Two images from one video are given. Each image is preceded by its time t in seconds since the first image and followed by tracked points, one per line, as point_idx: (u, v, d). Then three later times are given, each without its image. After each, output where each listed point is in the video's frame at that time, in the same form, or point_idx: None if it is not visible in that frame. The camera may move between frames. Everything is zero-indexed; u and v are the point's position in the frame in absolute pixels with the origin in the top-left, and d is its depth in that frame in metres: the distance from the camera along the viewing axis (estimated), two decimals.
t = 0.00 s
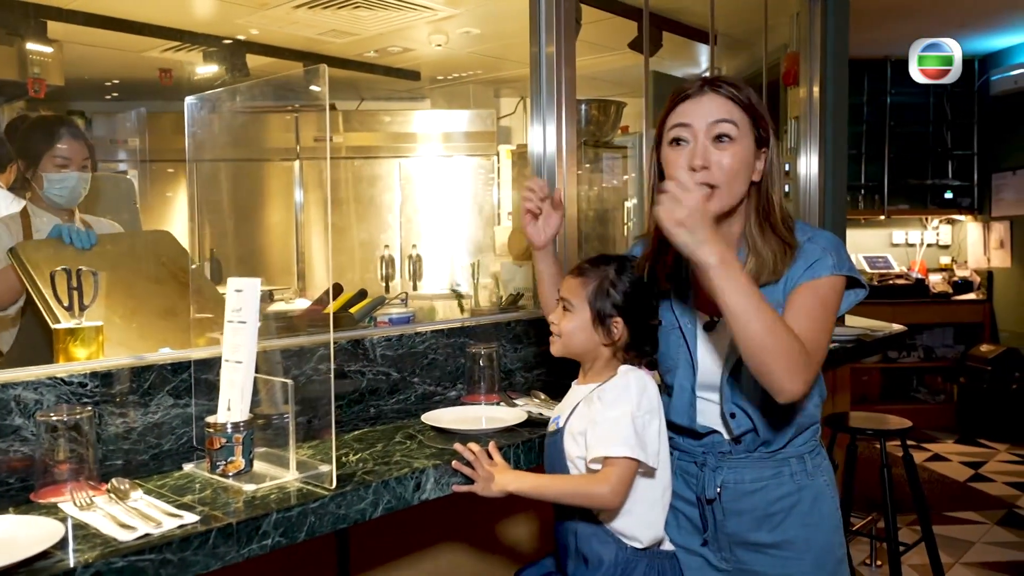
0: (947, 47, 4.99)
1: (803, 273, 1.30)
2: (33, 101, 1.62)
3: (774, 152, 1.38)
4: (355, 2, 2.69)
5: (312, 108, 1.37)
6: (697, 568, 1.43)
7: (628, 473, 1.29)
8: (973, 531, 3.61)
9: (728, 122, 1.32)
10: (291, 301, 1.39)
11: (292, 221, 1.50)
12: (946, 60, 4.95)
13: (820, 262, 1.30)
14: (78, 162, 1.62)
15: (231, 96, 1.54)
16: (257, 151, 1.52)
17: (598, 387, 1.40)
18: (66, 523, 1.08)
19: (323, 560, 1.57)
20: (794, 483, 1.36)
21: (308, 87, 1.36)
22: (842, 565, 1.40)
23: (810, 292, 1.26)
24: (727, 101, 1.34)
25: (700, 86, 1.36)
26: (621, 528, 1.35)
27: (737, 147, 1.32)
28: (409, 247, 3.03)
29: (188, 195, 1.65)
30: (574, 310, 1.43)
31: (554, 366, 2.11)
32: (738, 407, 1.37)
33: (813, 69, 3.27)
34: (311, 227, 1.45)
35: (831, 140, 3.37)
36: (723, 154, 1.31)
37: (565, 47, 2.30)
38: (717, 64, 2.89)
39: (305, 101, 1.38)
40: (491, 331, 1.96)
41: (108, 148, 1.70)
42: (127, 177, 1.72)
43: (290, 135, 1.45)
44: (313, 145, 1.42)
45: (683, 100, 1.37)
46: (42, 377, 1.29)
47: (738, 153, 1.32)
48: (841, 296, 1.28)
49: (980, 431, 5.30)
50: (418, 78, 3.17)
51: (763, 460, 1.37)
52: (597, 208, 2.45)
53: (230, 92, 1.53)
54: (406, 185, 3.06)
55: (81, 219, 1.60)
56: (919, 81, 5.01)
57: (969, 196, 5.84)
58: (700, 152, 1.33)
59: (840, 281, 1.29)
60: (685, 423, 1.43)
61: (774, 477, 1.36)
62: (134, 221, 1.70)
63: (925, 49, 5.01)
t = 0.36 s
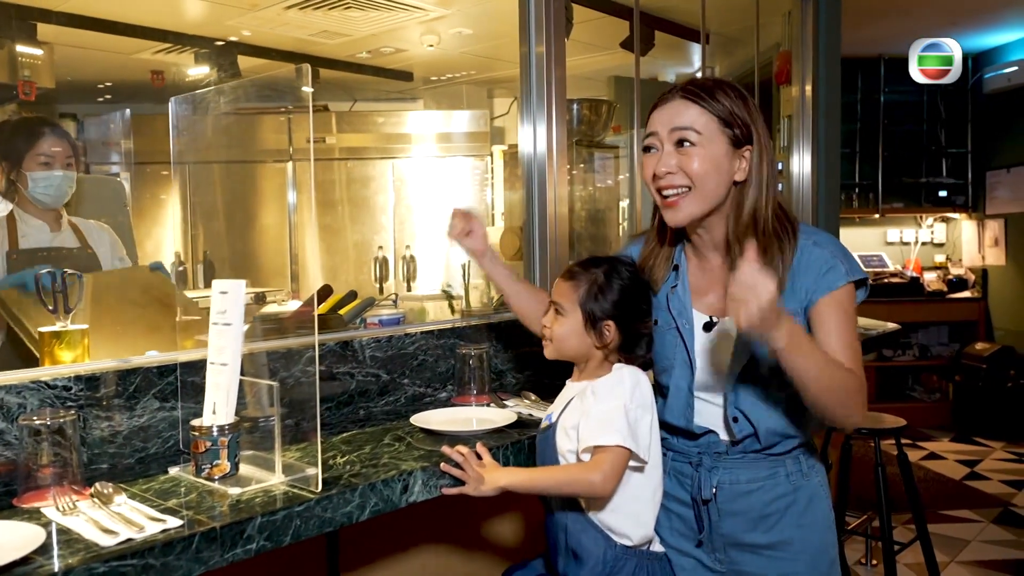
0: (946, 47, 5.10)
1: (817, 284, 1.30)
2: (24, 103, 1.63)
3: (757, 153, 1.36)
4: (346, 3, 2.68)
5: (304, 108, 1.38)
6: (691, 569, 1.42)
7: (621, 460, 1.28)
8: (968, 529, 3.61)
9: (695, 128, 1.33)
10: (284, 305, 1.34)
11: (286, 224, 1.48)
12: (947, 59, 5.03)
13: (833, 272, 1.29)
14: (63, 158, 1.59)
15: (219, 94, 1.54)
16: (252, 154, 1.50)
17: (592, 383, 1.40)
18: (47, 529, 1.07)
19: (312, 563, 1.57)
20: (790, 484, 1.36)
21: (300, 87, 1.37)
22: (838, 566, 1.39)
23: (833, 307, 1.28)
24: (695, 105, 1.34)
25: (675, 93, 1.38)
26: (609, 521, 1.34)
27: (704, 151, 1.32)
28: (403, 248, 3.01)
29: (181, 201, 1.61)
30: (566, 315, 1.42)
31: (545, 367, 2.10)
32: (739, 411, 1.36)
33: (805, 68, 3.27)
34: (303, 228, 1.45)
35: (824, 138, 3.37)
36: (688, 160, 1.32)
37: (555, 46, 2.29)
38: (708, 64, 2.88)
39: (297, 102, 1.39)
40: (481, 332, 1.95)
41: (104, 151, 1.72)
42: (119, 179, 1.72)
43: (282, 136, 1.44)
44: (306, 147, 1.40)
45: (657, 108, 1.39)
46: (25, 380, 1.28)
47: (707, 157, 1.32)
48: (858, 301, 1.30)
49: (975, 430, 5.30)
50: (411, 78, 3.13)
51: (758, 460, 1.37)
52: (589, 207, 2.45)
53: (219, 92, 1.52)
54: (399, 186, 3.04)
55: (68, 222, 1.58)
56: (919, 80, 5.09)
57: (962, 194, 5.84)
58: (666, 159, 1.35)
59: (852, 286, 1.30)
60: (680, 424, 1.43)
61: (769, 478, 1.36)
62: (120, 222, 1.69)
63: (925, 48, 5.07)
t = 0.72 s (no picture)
0: (946, 48, 5.16)
1: (823, 293, 1.30)
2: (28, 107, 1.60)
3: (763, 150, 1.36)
4: (348, 2, 2.67)
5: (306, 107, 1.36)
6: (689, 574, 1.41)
7: (626, 463, 1.27)
8: (975, 528, 3.59)
9: (702, 120, 1.33)
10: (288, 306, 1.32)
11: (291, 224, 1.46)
12: (948, 60, 5.15)
13: (838, 277, 1.29)
14: (63, 155, 1.59)
15: (220, 95, 1.54)
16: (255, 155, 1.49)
17: (598, 382, 1.39)
18: (48, 530, 1.07)
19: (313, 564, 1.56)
20: (790, 490, 1.35)
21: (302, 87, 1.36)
22: None
23: (841, 318, 1.28)
24: (704, 99, 1.34)
25: (684, 86, 1.38)
26: (614, 523, 1.33)
27: (711, 144, 1.32)
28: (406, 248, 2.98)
29: (185, 202, 1.63)
30: (592, 314, 1.40)
31: (548, 366, 2.09)
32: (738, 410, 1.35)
33: (809, 66, 3.26)
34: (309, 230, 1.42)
35: (829, 136, 3.35)
36: (692, 151, 1.32)
37: (557, 46, 2.28)
38: (712, 62, 2.87)
39: (297, 102, 1.38)
40: (484, 332, 1.94)
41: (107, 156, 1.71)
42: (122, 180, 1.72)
43: (286, 136, 1.41)
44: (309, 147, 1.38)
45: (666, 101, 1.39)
46: (25, 382, 1.28)
47: (712, 149, 1.32)
48: (868, 307, 1.29)
49: (981, 428, 5.28)
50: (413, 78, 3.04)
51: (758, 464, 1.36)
52: (592, 207, 2.44)
53: (221, 93, 1.52)
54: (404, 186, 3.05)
55: (70, 223, 1.57)
56: (920, 81, 5.16)
57: (968, 191, 5.82)
58: (670, 150, 1.35)
59: (860, 291, 1.29)
60: (679, 425, 1.42)
61: (768, 483, 1.35)
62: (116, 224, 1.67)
63: (924, 49, 5.14)
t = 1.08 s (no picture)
0: (946, 47, 5.14)
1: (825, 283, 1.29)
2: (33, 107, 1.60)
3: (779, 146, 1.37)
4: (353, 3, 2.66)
5: (311, 109, 1.35)
6: (710, 569, 1.41)
7: (637, 471, 1.27)
8: (982, 527, 3.59)
9: (739, 118, 1.32)
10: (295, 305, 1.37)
11: (294, 228, 1.46)
12: (949, 61, 5.13)
13: (841, 268, 1.28)
14: (71, 156, 1.59)
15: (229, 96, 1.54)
16: (260, 155, 1.49)
17: (604, 387, 1.39)
18: (63, 531, 1.07)
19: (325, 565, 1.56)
20: (807, 479, 1.35)
21: (308, 88, 1.35)
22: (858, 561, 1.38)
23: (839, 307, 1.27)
24: (736, 96, 1.33)
25: (707, 80, 1.35)
26: (630, 531, 1.33)
27: (750, 143, 1.32)
28: (411, 248, 3.05)
29: (189, 200, 1.63)
30: (610, 314, 1.40)
31: (557, 365, 2.09)
32: (750, 407, 1.34)
33: (814, 65, 3.25)
34: (313, 233, 1.45)
35: (835, 135, 3.34)
36: (734, 150, 1.31)
37: (564, 46, 2.28)
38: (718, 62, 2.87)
39: (305, 103, 1.37)
40: (493, 332, 1.94)
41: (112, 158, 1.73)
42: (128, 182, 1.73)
43: (290, 137, 1.41)
44: (313, 148, 1.38)
45: (690, 95, 1.35)
46: (38, 383, 1.28)
47: (749, 148, 1.32)
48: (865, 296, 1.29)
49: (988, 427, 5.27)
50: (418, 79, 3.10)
51: (774, 456, 1.36)
52: (600, 207, 2.44)
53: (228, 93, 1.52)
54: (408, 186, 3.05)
55: (77, 224, 1.57)
56: (920, 81, 5.15)
57: (973, 190, 5.80)
58: (711, 148, 1.31)
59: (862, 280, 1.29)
60: (691, 421, 1.41)
61: (785, 474, 1.35)
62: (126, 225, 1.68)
63: (926, 50, 5.14)
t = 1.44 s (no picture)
0: (947, 47, 5.15)
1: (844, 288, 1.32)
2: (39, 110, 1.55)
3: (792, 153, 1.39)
4: (360, 4, 2.66)
5: (316, 110, 1.37)
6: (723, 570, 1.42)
7: (652, 456, 1.27)
8: (986, 527, 3.59)
9: (755, 127, 1.33)
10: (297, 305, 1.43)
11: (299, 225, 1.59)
12: (950, 61, 5.14)
13: (859, 274, 1.31)
14: (82, 168, 1.56)
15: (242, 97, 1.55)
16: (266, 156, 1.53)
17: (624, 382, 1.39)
18: (84, 530, 1.08)
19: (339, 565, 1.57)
20: (819, 478, 1.37)
21: (312, 90, 1.36)
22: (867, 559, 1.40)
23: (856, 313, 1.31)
24: (751, 105, 1.34)
25: (721, 89, 1.36)
26: (649, 528, 1.33)
27: (767, 151, 1.33)
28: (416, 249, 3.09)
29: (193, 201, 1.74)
30: (628, 306, 1.41)
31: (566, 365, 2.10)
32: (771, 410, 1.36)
33: (819, 67, 3.25)
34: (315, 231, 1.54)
35: (840, 136, 3.35)
36: (752, 158, 1.32)
37: (574, 47, 2.28)
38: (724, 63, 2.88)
39: (307, 103, 1.39)
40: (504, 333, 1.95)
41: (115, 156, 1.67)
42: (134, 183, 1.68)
43: (296, 137, 1.44)
44: (318, 148, 1.40)
45: (704, 105, 1.36)
46: (56, 383, 1.29)
47: (766, 156, 1.33)
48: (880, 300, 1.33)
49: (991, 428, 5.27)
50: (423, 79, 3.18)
51: (788, 456, 1.37)
52: (607, 208, 2.44)
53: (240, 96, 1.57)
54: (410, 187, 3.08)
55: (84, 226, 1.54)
56: (920, 81, 5.16)
57: (976, 191, 5.81)
58: (728, 157, 1.33)
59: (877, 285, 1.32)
60: (708, 425, 1.42)
61: (799, 473, 1.37)
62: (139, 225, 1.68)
63: (927, 50, 5.15)
